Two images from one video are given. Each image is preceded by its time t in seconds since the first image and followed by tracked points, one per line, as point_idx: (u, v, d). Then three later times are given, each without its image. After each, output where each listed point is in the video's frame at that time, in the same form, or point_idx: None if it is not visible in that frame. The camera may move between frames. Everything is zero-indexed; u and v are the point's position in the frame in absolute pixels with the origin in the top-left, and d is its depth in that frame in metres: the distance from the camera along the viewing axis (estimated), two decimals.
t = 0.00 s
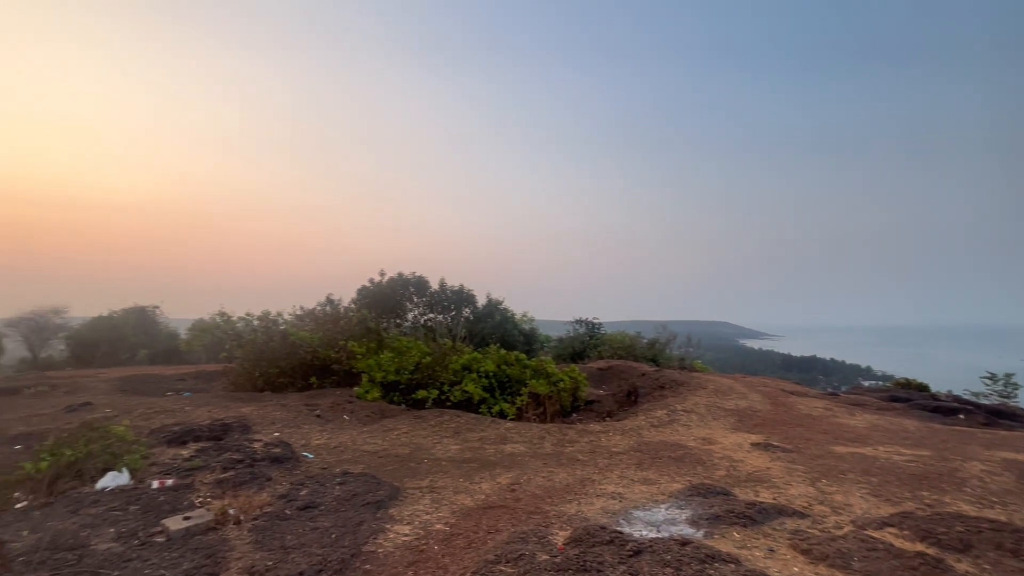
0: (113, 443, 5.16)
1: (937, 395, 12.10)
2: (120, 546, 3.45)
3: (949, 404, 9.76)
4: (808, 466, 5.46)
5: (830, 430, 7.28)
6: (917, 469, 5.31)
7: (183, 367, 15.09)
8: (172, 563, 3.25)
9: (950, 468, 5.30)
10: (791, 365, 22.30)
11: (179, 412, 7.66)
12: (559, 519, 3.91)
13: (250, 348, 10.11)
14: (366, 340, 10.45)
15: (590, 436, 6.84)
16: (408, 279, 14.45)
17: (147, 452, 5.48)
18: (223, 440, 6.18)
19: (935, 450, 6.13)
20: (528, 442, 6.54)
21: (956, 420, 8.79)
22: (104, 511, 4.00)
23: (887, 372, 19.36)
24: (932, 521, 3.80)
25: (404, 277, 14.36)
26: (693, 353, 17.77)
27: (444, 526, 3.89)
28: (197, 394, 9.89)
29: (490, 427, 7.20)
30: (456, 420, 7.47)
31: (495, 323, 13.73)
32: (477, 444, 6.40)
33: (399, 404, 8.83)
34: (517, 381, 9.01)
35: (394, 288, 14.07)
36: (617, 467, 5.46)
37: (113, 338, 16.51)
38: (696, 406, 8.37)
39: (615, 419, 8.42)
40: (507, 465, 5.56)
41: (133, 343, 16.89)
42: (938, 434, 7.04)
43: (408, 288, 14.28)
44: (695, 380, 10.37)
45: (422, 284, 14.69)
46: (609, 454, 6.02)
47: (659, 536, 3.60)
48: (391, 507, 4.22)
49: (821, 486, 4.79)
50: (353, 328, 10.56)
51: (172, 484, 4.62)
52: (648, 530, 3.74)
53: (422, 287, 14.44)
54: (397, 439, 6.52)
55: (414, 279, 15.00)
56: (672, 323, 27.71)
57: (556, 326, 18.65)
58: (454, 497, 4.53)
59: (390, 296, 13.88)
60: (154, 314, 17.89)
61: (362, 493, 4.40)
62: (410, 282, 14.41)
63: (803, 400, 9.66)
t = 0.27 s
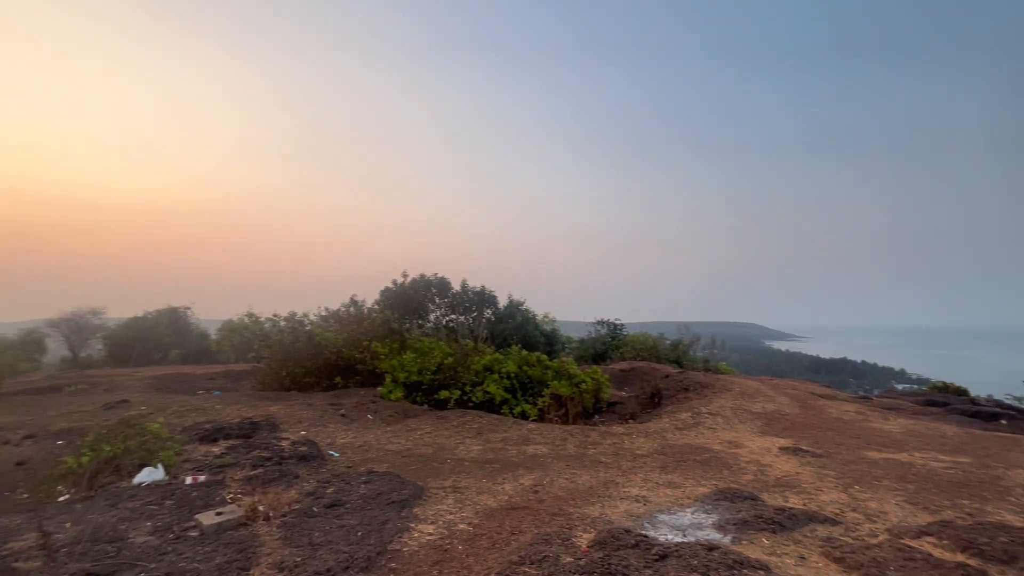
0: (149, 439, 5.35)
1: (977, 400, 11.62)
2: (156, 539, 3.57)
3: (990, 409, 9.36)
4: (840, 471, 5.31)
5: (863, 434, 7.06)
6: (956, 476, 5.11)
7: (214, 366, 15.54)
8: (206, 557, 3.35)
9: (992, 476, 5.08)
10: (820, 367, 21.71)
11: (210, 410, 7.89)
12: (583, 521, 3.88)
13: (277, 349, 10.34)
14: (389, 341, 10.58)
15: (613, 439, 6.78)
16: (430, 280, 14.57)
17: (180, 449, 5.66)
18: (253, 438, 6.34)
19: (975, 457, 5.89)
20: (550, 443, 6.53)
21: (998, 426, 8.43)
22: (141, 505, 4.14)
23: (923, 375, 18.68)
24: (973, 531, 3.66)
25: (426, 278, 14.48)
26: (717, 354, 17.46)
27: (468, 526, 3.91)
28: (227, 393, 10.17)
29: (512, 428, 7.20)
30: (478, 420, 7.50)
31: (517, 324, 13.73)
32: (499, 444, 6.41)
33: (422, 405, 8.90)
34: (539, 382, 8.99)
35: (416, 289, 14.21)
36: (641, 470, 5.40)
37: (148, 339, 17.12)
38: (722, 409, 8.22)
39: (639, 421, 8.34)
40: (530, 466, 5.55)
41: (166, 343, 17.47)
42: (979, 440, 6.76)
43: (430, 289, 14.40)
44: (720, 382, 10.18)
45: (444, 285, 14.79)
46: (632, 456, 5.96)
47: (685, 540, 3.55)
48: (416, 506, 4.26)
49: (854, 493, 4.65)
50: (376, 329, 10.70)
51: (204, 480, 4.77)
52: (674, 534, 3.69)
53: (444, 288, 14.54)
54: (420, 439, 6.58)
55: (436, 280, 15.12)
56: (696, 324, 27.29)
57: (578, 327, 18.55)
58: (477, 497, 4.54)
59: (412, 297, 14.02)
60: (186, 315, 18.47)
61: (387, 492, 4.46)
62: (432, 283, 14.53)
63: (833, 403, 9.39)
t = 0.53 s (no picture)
0: (187, 436, 5.54)
1: None
2: (196, 533, 3.69)
3: None
4: (879, 479, 5.12)
5: (903, 440, 6.79)
6: (1006, 486, 4.86)
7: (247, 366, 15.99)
8: (242, 551, 3.45)
9: None
10: (856, 370, 20.98)
11: (244, 409, 8.13)
12: (611, 525, 3.85)
13: (308, 349, 10.58)
14: (415, 342, 10.70)
15: (641, 441, 6.70)
16: (455, 281, 14.67)
17: (216, 446, 5.85)
18: (285, 436, 6.51)
19: None
20: (577, 446, 6.49)
21: None
22: (181, 499, 4.30)
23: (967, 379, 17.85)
24: None
25: (451, 280, 14.60)
26: (747, 357, 17.05)
27: (495, 527, 3.92)
28: (260, 392, 10.45)
29: (538, 429, 7.19)
30: (504, 421, 7.52)
31: (542, 325, 13.69)
32: (525, 446, 6.41)
33: (447, 405, 8.97)
34: (564, 383, 8.95)
35: (442, 290, 14.34)
36: (670, 473, 5.32)
37: (185, 339, 17.76)
38: (753, 412, 8.02)
39: (666, 424, 8.21)
40: (557, 468, 5.53)
41: (202, 343, 18.08)
42: None
43: (456, 290, 14.51)
44: (750, 385, 9.95)
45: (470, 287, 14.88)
46: (661, 459, 5.88)
47: (717, 546, 3.48)
48: (443, 506, 4.30)
49: (894, 501, 4.48)
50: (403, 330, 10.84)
51: (240, 476, 4.91)
52: (704, 540, 3.62)
53: (469, 290, 14.63)
54: (446, 439, 6.63)
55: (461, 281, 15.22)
56: (724, 325, 26.72)
57: (603, 329, 18.40)
58: (504, 498, 4.55)
59: (438, 298, 14.15)
60: (221, 316, 19.08)
61: (415, 491, 4.51)
62: (457, 285, 14.64)
63: (871, 408, 9.06)
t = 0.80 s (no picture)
0: (218, 433, 5.70)
1: None
2: (227, 528, 3.79)
3: None
4: (916, 486, 4.94)
5: (940, 446, 6.54)
6: None
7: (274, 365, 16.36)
8: (271, 547, 3.53)
9: None
10: (889, 372, 20.31)
11: (271, 408, 8.31)
12: (635, 528, 3.81)
13: (332, 349, 10.77)
14: (437, 342, 10.79)
15: (664, 444, 6.62)
16: (476, 283, 14.75)
17: (246, 443, 6.00)
18: (311, 435, 6.63)
19: None
20: (599, 447, 6.44)
21: None
22: (212, 495, 4.42)
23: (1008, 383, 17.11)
24: None
25: (472, 281, 14.68)
26: (773, 359, 16.67)
27: (518, 528, 3.92)
28: (286, 391, 10.67)
29: (560, 431, 7.17)
30: (526, 422, 7.51)
31: (563, 326, 13.64)
32: (548, 447, 6.39)
33: (469, 405, 9.01)
34: (586, 385, 8.90)
35: (463, 291, 14.43)
36: (695, 477, 5.24)
37: (215, 339, 18.27)
38: (781, 416, 7.84)
39: (691, 427, 8.09)
40: (579, 469, 5.50)
41: (231, 343, 18.56)
42: None
43: (477, 291, 14.58)
44: (778, 388, 9.72)
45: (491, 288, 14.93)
46: (685, 462, 5.79)
47: (745, 552, 3.41)
48: (466, 506, 4.32)
49: (932, 509, 4.32)
50: (425, 330, 10.94)
51: (268, 473, 5.03)
52: (732, 545, 3.55)
53: (490, 291, 14.68)
54: (469, 439, 6.66)
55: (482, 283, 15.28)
56: (750, 327, 26.18)
57: (625, 330, 18.22)
58: (526, 499, 4.55)
59: (460, 299, 14.25)
60: (249, 316, 19.56)
61: (439, 491, 4.54)
62: (478, 286, 14.70)
63: (905, 412, 8.76)
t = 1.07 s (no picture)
0: (251, 431, 5.86)
1: None
2: (260, 523, 3.89)
3: None
4: (960, 495, 4.73)
5: (986, 453, 6.25)
6: None
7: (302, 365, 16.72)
8: (302, 543, 3.61)
9: None
10: (928, 376, 19.50)
11: (301, 406, 8.50)
12: (664, 532, 3.76)
13: (359, 350, 10.95)
14: (461, 343, 10.86)
15: (692, 447, 6.50)
16: (500, 284, 14.79)
17: (277, 441, 6.15)
18: (339, 433, 6.76)
19: None
20: (625, 450, 6.37)
21: None
22: (246, 491, 4.55)
23: None
24: None
25: (496, 282, 14.73)
26: (805, 361, 16.21)
27: (544, 529, 3.91)
28: (315, 390, 10.90)
29: (585, 432, 7.12)
30: (551, 424, 7.49)
31: (587, 328, 13.55)
32: (573, 449, 6.36)
33: (493, 406, 9.03)
34: (611, 386, 8.82)
35: (487, 292, 14.49)
36: (725, 481, 5.14)
37: (246, 339, 18.78)
38: (814, 420, 7.61)
39: (719, 430, 7.93)
40: (605, 472, 5.46)
41: (262, 343, 19.05)
42: None
43: (501, 292, 14.62)
44: (810, 391, 9.44)
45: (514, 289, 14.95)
46: (714, 467, 5.68)
47: (778, 560, 3.32)
48: (493, 506, 4.33)
49: (978, 520, 4.13)
50: (449, 332, 11.02)
51: (299, 471, 5.15)
52: (764, 552, 3.46)
53: (514, 292, 14.70)
54: (494, 440, 6.68)
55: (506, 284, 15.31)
56: (780, 328, 25.51)
57: (651, 331, 17.98)
58: (553, 501, 4.54)
59: (484, 300, 14.31)
60: (279, 317, 20.04)
61: (465, 491, 4.57)
62: (502, 287, 14.73)
63: (948, 417, 8.40)
